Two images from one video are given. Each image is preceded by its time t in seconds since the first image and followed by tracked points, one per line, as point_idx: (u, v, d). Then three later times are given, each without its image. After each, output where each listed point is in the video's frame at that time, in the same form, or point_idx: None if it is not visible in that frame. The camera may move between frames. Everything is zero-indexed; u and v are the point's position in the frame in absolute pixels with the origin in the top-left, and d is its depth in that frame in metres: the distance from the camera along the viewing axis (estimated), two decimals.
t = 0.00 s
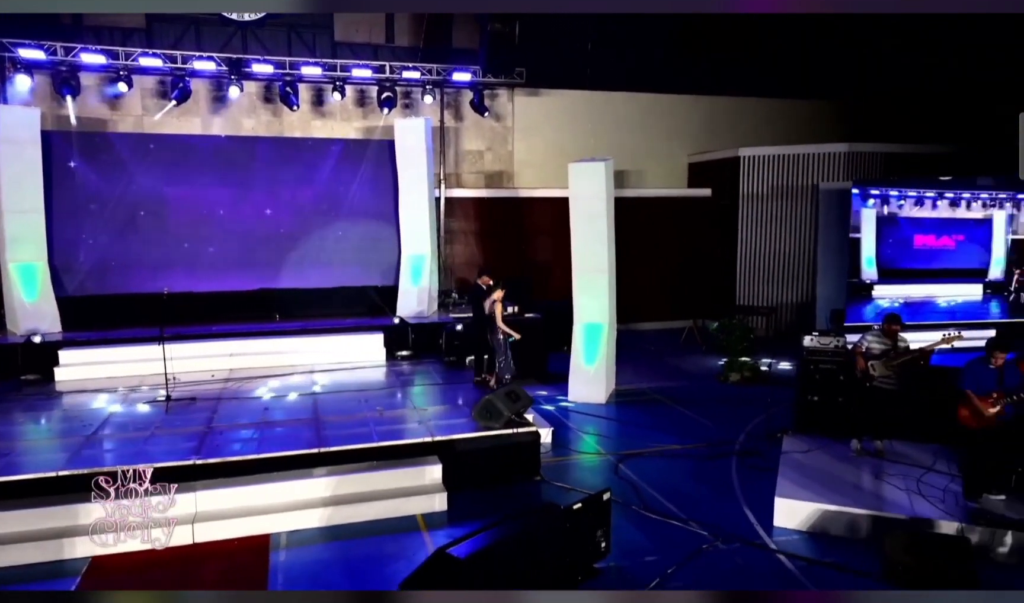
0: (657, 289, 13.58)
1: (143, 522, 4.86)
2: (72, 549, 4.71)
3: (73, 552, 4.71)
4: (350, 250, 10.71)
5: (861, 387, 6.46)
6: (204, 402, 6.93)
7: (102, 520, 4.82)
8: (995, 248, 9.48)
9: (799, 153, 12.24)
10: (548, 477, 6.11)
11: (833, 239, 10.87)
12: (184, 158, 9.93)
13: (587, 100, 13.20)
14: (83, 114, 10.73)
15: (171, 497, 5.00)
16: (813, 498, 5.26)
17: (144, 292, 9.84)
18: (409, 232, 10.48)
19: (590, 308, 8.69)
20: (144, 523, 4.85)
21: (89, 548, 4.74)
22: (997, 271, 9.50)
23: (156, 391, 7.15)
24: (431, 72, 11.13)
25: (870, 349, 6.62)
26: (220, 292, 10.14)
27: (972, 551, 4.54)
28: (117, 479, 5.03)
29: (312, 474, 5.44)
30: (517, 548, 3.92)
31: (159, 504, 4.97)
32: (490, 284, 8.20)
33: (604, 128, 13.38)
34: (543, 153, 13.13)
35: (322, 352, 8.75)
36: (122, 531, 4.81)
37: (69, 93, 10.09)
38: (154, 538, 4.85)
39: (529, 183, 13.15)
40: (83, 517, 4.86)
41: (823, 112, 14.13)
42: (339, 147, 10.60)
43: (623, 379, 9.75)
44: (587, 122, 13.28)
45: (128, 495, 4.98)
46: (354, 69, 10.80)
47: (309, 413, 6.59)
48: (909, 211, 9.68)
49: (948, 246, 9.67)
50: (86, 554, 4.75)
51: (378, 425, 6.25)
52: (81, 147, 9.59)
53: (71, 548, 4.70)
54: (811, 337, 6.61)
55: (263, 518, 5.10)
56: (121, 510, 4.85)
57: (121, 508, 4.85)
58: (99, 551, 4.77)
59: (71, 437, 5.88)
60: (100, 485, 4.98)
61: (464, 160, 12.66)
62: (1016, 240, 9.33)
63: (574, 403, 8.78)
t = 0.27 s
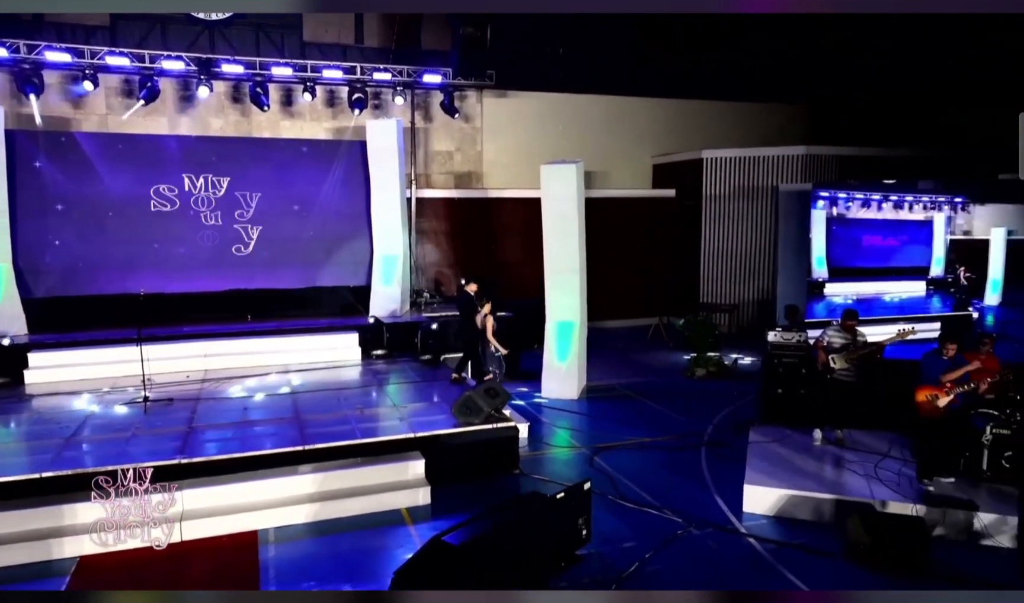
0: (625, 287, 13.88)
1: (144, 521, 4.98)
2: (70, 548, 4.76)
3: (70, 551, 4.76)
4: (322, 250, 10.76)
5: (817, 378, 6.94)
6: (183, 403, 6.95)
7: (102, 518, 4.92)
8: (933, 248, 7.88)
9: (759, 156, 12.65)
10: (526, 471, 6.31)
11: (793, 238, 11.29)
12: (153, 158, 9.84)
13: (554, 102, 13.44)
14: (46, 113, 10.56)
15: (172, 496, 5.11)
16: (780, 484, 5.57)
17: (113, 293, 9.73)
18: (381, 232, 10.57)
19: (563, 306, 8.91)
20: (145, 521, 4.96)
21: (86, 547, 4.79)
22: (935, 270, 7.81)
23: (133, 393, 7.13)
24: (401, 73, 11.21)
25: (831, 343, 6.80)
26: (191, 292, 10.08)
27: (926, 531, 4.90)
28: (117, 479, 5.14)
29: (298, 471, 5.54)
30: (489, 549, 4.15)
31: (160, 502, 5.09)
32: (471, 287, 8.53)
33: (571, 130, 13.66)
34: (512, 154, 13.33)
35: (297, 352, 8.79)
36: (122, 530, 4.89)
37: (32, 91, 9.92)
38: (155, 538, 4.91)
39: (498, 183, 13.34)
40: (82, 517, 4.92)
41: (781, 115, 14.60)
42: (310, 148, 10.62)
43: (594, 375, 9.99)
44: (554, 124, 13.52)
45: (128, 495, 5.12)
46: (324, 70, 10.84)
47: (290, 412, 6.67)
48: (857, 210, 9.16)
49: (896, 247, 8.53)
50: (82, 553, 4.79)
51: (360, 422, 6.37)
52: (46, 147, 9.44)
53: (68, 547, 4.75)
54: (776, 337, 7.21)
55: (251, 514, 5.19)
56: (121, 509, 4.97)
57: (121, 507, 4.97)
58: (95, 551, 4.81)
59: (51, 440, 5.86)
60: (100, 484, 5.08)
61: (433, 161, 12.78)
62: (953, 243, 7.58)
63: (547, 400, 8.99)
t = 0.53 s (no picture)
0: (594, 285, 14.11)
1: (144, 520, 5.01)
2: (69, 547, 4.80)
3: (69, 550, 4.80)
4: (294, 249, 10.74)
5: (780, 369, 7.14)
6: (159, 403, 6.92)
7: (103, 517, 4.96)
8: (881, 247, 7.36)
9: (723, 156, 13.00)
10: (505, 465, 6.45)
11: (757, 236, 11.63)
12: (121, 157, 9.71)
13: (522, 103, 13.60)
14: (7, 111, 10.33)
15: (170, 496, 5.10)
16: (750, 472, 5.81)
17: (80, 294, 9.58)
18: (353, 231, 10.59)
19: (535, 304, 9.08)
20: (146, 520, 5.01)
21: (85, 545, 4.84)
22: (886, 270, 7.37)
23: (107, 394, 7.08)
24: (372, 73, 11.24)
25: (796, 337, 7.34)
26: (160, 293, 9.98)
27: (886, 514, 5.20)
28: (117, 478, 5.14)
29: (281, 468, 5.60)
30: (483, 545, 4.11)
31: (160, 501, 5.09)
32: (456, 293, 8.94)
33: (539, 130, 13.84)
34: (481, 154, 13.45)
35: (271, 351, 8.78)
36: (121, 529, 4.94)
37: None
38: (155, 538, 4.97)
39: (468, 182, 13.45)
40: (82, 515, 4.97)
41: (743, 116, 15.00)
42: (281, 147, 10.59)
43: (566, 371, 10.18)
44: (523, 124, 13.69)
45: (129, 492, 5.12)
46: (295, 69, 10.83)
47: (270, 411, 6.71)
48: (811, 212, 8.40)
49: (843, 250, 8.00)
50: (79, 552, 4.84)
51: (340, 420, 6.44)
52: (9, 145, 9.25)
53: (66, 547, 4.79)
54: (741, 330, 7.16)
55: (236, 512, 5.24)
56: (121, 509, 4.99)
57: (122, 507, 4.99)
58: (93, 549, 4.86)
59: (27, 441, 5.81)
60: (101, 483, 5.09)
61: (403, 161, 12.83)
62: (898, 242, 7.11)
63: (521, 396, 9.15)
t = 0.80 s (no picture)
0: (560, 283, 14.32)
1: (145, 520, 5.06)
2: (66, 546, 4.82)
3: (66, 550, 4.82)
4: (262, 248, 10.70)
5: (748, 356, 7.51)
6: (131, 403, 6.87)
7: (102, 517, 4.99)
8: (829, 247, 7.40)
9: (685, 157, 13.35)
10: (481, 459, 6.59)
11: (719, 235, 11.97)
12: (84, 155, 9.55)
13: (488, 102, 13.75)
14: None
15: (172, 496, 5.20)
16: (719, 461, 6.06)
17: (42, 295, 9.39)
18: (322, 230, 10.60)
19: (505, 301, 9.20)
20: (147, 520, 5.06)
21: (82, 544, 4.86)
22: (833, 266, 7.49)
23: (77, 395, 6.99)
24: (339, 72, 11.24)
25: (759, 331, 7.61)
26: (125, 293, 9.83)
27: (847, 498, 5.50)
28: (118, 478, 5.16)
29: (261, 465, 5.65)
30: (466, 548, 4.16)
31: (161, 502, 5.15)
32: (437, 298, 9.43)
33: (505, 131, 14.00)
34: (447, 153, 13.55)
35: (243, 351, 8.75)
36: (121, 529, 4.97)
37: None
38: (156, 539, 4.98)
39: (434, 181, 13.52)
40: (79, 516, 5.00)
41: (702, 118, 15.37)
42: (249, 146, 10.55)
43: (536, 367, 10.36)
44: (489, 124, 13.84)
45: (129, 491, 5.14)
46: (262, 67, 10.78)
47: (246, 409, 6.73)
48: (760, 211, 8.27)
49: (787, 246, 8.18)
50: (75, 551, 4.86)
51: (317, 417, 6.50)
52: None
53: (63, 546, 4.81)
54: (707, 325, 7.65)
55: (215, 509, 5.27)
56: (121, 508, 5.03)
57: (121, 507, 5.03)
58: (90, 547, 4.89)
59: None
60: (101, 483, 5.09)
61: (370, 160, 12.85)
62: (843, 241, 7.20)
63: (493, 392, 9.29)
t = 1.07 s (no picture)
0: (524, 280, 14.48)
1: (146, 520, 5.13)
2: (64, 542, 4.84)
3: (64, 547, 4.84)
4: (225, 247, 10.59)
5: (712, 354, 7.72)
6: (98, 404, 6.78)
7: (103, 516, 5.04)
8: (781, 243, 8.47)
9: (646, 157, 13.64)
10: (455, 453, 6.70)
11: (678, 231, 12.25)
12: (39, 152, 9.30)
13: (451, 101, 13.82)
14: None
15: (174, 497, 5.31)
16: (687, 450, 6.29)
17: None
18: (287, 228, 10.54)
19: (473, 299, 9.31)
20: (148, 520, 5.14)
21: (80, 541, 4.89)
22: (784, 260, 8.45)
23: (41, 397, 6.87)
24: (303, 70, 11.17)
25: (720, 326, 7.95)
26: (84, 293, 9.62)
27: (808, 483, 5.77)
28: (118, 478, 5.22)
29: (237, 464, 5.66)
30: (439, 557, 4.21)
31: (162, 503, 5.24)
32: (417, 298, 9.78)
33: (468, 129, 14.09)
34: (411, 152, 13.56)
35: (209, 351, 8.67)
36: (120, 527, 5.01)
37: None
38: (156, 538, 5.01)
39: (398, 179, 13.52)
40: (79, 514, 5.04)
41: (661, 118, 15.70)
42: (211, 144, 10.41)
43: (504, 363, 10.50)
44: (452, 122, 13.90)
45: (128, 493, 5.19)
46: (224, 64, 10.64)
47: (218, 408, 6.71)
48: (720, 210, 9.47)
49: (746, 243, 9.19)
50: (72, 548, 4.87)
51: (291, 415, 6.53)
52: None
53: (60, 542, 4.83)
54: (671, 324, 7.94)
55: (190, 508, 5.26)
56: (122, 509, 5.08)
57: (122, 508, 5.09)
58: (87, 545, 4.92)
59: None
60: (102, 482, 5.14)
61: (334, 158, 12.78)
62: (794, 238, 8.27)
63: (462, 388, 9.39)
